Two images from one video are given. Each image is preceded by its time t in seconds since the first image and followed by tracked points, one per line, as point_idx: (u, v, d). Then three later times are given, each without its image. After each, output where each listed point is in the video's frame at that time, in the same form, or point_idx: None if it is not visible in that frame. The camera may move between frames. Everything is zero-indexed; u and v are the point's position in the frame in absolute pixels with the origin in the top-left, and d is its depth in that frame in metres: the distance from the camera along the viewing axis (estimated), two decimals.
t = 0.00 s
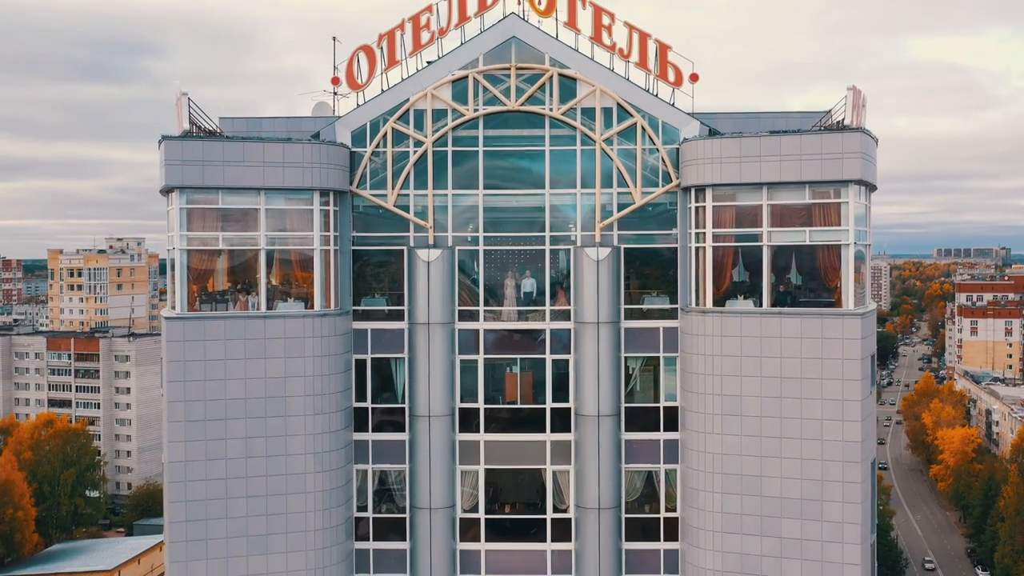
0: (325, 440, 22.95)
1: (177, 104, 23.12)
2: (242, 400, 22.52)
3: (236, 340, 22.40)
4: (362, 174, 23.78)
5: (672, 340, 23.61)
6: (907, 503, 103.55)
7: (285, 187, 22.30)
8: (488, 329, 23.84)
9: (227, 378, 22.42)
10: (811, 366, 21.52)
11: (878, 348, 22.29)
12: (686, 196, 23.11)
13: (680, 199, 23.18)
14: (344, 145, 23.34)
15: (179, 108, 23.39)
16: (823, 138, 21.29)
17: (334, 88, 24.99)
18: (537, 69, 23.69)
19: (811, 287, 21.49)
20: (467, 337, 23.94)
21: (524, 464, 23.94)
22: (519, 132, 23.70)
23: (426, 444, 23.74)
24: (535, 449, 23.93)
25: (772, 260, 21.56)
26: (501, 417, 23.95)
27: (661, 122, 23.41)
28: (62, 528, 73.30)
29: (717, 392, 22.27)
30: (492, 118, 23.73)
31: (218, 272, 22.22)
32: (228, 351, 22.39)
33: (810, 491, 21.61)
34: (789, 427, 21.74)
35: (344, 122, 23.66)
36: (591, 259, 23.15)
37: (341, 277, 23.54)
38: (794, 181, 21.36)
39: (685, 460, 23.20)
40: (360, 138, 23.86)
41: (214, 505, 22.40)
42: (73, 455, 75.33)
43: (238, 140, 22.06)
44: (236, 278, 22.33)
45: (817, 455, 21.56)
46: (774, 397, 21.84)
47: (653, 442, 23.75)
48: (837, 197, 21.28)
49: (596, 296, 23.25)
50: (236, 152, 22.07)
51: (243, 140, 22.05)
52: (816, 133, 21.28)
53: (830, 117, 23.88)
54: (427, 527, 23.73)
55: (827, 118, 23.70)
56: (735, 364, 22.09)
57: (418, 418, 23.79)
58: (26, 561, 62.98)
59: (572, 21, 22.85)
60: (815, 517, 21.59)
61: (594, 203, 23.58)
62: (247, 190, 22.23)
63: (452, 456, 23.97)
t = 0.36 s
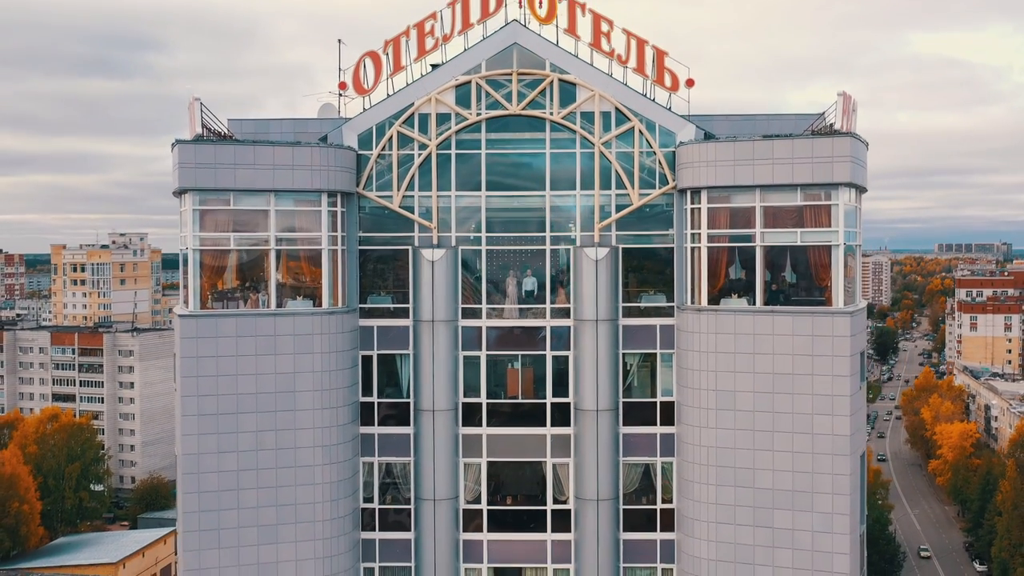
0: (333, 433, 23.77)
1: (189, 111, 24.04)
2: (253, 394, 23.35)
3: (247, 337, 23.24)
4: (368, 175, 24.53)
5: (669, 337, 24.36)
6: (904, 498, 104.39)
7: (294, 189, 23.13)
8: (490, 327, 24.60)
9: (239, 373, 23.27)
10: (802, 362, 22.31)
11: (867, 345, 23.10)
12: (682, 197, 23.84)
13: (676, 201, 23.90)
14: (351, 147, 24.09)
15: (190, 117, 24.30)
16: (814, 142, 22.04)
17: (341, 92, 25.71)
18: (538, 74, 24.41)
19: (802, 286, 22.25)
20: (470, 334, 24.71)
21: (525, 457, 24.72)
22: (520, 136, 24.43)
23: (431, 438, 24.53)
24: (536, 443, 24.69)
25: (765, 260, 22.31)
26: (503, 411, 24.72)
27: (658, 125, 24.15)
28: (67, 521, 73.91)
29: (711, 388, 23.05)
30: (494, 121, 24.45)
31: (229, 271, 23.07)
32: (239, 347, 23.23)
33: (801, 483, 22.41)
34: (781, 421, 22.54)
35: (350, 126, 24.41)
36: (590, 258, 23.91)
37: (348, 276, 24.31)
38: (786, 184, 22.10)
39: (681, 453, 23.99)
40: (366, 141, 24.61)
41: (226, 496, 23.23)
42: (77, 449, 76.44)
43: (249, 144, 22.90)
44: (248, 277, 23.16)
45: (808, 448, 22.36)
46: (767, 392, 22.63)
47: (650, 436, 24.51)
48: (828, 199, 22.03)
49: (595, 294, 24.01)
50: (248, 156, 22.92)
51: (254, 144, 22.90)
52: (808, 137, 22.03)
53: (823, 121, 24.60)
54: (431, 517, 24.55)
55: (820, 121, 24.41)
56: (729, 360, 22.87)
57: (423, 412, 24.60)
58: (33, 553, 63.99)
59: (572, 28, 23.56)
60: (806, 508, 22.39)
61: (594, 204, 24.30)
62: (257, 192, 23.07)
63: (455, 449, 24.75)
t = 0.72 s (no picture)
0: (339, 426, 24.56)
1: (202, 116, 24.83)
2: (262, 389, 24.15)
3: (257, 333, 24.03)
4: (373, 176, 25.27)
5: (665, 334, 25.10)
6: (901, 492, 105.30)
7: (302, 190, 23.89)
8: (492, 323, 25.35)
9: (249, 368, 24.06)
10: (794, 359, 23.09)
11: (856, 342, 23.88)
12: (678, 198, 24.55)
13: (672, 202, 24.61)
14: (357, 150, 24.82)
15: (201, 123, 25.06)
16: (806, 146, 22.75)
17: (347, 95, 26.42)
18: (539, 79, 25.12)
19: (793, 285, 23.01)
20: (472, 330, 25.45)
21: (525, 450, 25.47)
22: (521, 138, 25.12)
23: (434, 431, 25.31)
24: (536, 437, 25.45)
25: (757, 260, 23.06)
26: (504, 405, 25.49)
27: (655, 129, 24.87)
28: (70, 513, 74.64)
29: (706, 383, 23.82)
30: (496, 124, 25.14)
31: (239, 270, 23.82)
32: (249, 343, 24.02)
33: (793, 475, 23.19)
34: (773, 415, 23.32)
35: (356, 128, 25.15)
36: (589, 258, 24.65)
37: (354, 274, 25.09)
38: (778, 186, 22.83)
39: (676, 446, 24.78)
40: (371, 143, 25.34)
41: (237, 487, 24.05)
42: (81, 442, 77.41)
43: (258, 147, 23.66)
44: (257, 276, 23.94)
45: (799, 442, 23.14)
46: (759, 388, 23.41)
47: (647, 430, 25.28)
48: (819, 201, 22.74)
49: (594, 292, 24.75)
50: (257, 158, 23.68)
51: (263, 147, 23.66)
52: (800, 141, 22.75)
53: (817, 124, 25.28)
54: (434, 508, 25.34)
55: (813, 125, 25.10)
56: (723, 356, 23.64)
57: (426, 407, 25.38)
58: (39, 546, 64.96)
59: (571, 34, 24.26)
60: (797, 499, 23.18)
61: (592, 205, 25.01)
62: (266, 193, 23.83)
63: (458, 442, 25.51)
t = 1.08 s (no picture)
0: (346, 419, 25.38)
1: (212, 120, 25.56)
2: (271, 383, 24.96)
3: (267, 329, 24.84)
4: (379, 177, 26.03)
5: (662, 331, 25.86)
6: (898, 486, 106.16)
7: (310, 191, 24.68)
8: (494, 320, 26.11)
9: (258, 363, 24.87)
10: (786, 355, 23.89)
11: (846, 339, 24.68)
12: (675, 199, 25.29)
13: (669, 202, 25.37)
14: (363, 151, 25.57)
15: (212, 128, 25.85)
16: (798, 149, 23.48)
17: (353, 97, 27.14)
18: (540, 83, 25.83)
19: (784, 283, 23.82)
20: (474, 327, 26.21)
21: (526, 443, 26.26)
22: (522, 140, 25.84)
23: (438, 425, 26.11)
24: (536, 430, 26.22)
25: (751, 259, 23.82)
26: (505, 400, 26.25)
27: (653, 131, 25.59)
28: (74, 506, 75.56)
29: (701, 378, 24.60)
30: (498, 127, 25.85)
31: (249, 268, 24.63)
32: (259, 339, 24.83)
33: (784, 467, 23.99)
34: (765, 409, 24.12)
35: (362, 130, 25.90)
36: (588, 257, 25.40)
37: (360, 272, 25.87)
38: (771, 188, 23.57)
39: (672, 439, 25.57)
40: (377, 145, 26.09)
41: (247, 478, 24.88)
42: (85, 436, 78.36)
43: (268, 149, 24.41)
44: (266, 274, 24.74)
45: (790, 435, 23.95)
46: (752, 382, 24.21)
47: (644, 423, 26.07)
48: (810, 202, 23.49)
49: (592, 290, 25.49)
50: (267, 160, 24.45)
51: (272, 149, 24.41)
52: (792, 144, 23.47)
53: (810, 127, 26.00)
54: (438, 499, 26.15)
55: (806, 128, 25.83)
56: (718, 352, 24.42)
57: (430, 401, 26.17)
58: (44, 538, 65.83)
59: (571, 40, 24.95)
60: (788, 490, 23.99)
61: (591, 205, 25.73)
62: (275, 194, 24.61)
63: (460, 435, 26.29)
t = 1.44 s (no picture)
0: (352, 413, 26.19)
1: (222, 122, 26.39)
2: (280, 378, 25.77)
3: (276, 326, 25.66)
4: (384, 178, 26.79)
5: (658, 327, 26.62)
6: (894, 480, 107.06)
7: (318, 192, 25.47)
8: (495, 317, 26.85)
9: (268, 358, 25.69)
10: (778, 351, 24.68)
11: (837, 336, 25.47)
12: (671, 200, 26.03)
13: (666, 203, 26.13)
14: (369, 153, 26.34)
15: (222, 128, 26.77)
16: (791, 152, 24.24)
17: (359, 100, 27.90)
18: (540, 87, 26.56)
19: (775, 282, 24.61)
20: (476, 324, 26.96)
21: (527, 436, 27.06)
22: (523, 142, 26.57)
23: (441, 419, 26.91)
24: (536, 424, 27.02)
25: (745, 258, 24.59)
26: (506, 395, 27.04)
27: (650, 134, 26.34)
28: (79, 499, 76.97)
29: (696, 373, 25.39)
30: (499, 129, 26.58)
31: (259, 266, 25.43)
32: (268, 335, 25.65)
33: (776, 460, 24.79)
34: (758, 404, 24.92)
35: (368, 133, 26.68)
36: (587, 256, 26.20)
37: (366, 271, 26.64)
38: (764, 189, 24.33)
39: (668, 432, 26.37)
40: (382, 147, 26.86)
41: (256, 470, 25.71)
42: (89, 429, 79.26)
43: (277, 151, 25.22)
44: (275, 272, 25.54)
45: (782, 428, 24.74)
46: (745, 378, 25.00)
47: (641, 417, 26.86)
48: (803, 204, 24.26)
49: (591, 288, 26.28)
50: (276, 161, 25.26)
51: (281, 151, 25.21)
52: (785, 147, 24.22)
53: (804, 130, 26.73)
54: (441, 491, 26.93)
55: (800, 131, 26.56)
56: (712, 349, 25.20)
57: (434, 395, 26.98)
58: (50, 529, 66.77)
59: (571, 45, 25.69)
60: (780, 482, 24.79)
61: (590, 206, 26.47)
62: (284, 195, 25.39)
63: (463, 428, 27.08)
